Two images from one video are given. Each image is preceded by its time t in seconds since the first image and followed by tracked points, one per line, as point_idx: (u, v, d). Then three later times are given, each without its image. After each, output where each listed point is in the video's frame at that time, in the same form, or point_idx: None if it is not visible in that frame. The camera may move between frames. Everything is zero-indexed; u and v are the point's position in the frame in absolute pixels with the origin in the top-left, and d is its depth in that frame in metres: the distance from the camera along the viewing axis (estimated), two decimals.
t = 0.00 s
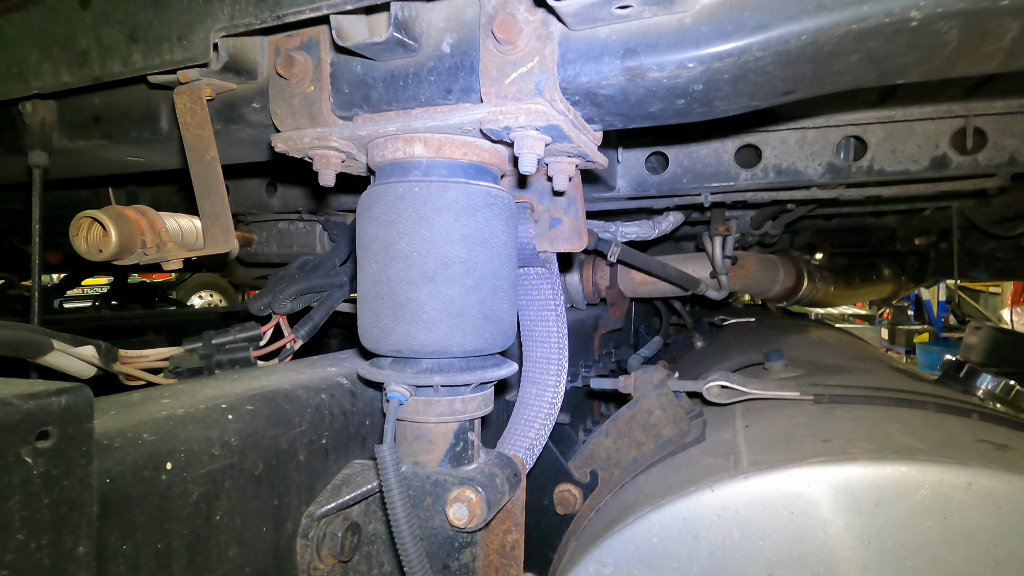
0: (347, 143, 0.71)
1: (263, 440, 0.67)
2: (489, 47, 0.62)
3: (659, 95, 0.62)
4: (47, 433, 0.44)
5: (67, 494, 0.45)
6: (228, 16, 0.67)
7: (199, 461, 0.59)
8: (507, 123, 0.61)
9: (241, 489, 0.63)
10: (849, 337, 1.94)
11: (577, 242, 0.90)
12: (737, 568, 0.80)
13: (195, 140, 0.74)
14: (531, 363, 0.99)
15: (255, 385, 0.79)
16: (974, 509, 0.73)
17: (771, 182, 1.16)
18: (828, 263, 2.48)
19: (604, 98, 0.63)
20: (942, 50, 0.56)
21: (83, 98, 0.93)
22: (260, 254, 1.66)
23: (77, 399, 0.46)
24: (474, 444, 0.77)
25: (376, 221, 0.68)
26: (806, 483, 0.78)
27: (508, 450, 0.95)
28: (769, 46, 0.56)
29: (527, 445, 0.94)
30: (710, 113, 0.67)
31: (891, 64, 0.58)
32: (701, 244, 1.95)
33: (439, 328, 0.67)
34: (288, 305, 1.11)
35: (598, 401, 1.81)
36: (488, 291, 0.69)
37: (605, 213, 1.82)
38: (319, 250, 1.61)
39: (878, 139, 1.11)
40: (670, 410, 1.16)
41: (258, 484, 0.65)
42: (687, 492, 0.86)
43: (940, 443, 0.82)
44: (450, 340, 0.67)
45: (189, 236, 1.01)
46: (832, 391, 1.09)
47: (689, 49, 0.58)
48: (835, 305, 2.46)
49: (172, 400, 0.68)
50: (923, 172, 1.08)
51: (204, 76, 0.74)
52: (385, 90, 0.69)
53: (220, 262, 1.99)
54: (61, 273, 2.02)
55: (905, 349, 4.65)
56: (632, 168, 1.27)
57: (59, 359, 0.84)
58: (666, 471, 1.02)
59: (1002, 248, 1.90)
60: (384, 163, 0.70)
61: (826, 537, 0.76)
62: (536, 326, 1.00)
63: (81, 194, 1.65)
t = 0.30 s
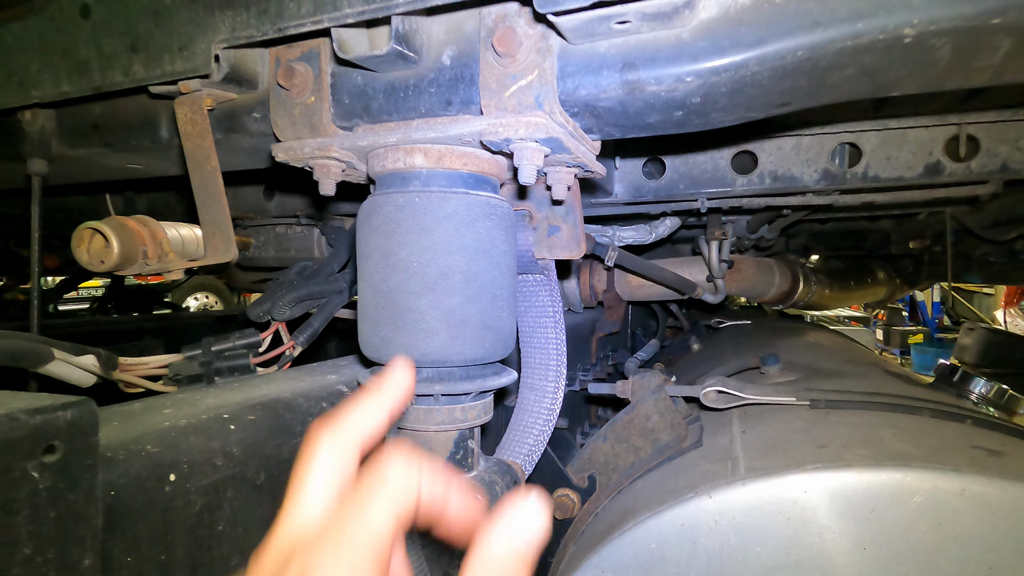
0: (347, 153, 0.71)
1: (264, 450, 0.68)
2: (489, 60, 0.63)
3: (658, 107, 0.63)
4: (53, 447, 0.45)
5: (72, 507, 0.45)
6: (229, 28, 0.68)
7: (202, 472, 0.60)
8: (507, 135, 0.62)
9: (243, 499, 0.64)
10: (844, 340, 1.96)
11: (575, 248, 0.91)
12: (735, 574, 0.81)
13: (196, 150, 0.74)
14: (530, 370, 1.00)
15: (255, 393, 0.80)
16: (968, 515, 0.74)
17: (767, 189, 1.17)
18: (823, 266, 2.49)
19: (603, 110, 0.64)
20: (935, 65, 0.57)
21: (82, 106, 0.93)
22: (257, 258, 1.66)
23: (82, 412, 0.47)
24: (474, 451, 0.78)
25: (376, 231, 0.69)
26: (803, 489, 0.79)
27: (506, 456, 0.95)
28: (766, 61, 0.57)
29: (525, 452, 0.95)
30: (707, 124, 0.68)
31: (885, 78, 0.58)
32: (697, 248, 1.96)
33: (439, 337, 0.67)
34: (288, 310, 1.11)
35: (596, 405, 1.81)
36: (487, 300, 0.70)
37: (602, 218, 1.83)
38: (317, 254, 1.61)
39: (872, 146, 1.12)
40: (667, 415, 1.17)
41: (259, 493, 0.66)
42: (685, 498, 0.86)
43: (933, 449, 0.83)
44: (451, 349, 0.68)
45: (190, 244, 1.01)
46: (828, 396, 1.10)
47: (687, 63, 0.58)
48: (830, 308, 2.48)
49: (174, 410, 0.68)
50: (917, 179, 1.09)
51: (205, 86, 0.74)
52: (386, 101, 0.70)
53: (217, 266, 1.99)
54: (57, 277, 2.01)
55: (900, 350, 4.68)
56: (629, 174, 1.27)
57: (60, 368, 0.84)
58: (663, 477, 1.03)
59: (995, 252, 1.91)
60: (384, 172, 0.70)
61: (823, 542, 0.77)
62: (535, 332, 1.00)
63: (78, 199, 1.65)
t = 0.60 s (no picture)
0: (352, 167, 0.72)
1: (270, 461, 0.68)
2: (493, 78, 0.64)
3: (658, 124, 0.64)
4: (66, 465, 0.45)
5: (84, 524, 0.46)
6: (236, 45, 0.68)
7: (209, 485, 0.60)
8: (511, 152, 0.62)
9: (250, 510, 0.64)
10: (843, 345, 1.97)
11: (577, 259, 0.92)
12: None
13: (203, 164, 0.75)
14: (532, 379, 1.00)
15: (260, 404, 0.80)
16: (964, 525, 0.75)
17: (766, 197, 1.18)
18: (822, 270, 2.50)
19: (604, 127, 0.65)
20: (931, 85, 0.58)
21: (88, 118, 0.93)
22: (259, 264, 1.67)
23: (94, 431, 0.47)
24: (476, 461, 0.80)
25: (381, 244, 0.70)
26: (801, 498, 0.80)
27: (509, 465, 0.96)
28: (765, 81, 0.58)
29: (527, 460, 0.96)
30: (707, 140, 0.69)
31: (882, 96, 0.59)
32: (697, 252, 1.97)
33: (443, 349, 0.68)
34: (290, 319, 1.12)
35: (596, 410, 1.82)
36: (490, 313, 0.71)
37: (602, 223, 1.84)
38: (319, 260, 1.64)
39: (871, 155, 1.14)
40: (667, 422, 1.18)
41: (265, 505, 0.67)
42: (685, 507, 0.87)
43: (931, 459, 0.84)
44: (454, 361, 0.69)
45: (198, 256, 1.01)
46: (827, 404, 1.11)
47: (688, 83, 0.59)
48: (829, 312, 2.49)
49: (181, 422, 0.69)
50: (915, 188, 1.10)
51: (212, 101, 0.75)
52: (390, 117, 0.71)
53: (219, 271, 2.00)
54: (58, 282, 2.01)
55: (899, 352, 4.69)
56: (629, 182, 1.29)
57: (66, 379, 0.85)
58: (664, 484, 1.04)
59: (993, 258, 1.93)
60: (388, 187, 0.71)
61: (822, 552, 0.78)
62: (536, 340, 1.01)
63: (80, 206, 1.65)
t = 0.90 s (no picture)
0: (349, 152, 0.70)
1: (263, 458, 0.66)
2: (496, 57, 0.62)
3: (668, 106, 0.61)
4: (44, 459, 0.43)
5: (64, 522, 0.43)
6: (228, 24, 0.66)
7: (200, 482, 0.58)
8: (514, 133, 0.60)
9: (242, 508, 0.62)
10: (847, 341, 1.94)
11: (580, 250, 0.89)
12: None
13: (193, 150, 0.72)
14: (534, 373, 0.98)
15: (254, 399, 0.77)
16: (982, 522, 0.72)
17: (772, 188, 1.15)
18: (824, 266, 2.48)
19: (611, 109, 0.62)
20: (955, 62, 0.55)
21: (77, 105, 0.91)
22: (255, 259, 1.64)
23: (75, 423, 0.45)
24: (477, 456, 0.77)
25: (379, 232, 0.67)
26: (812, 495, 0.77)
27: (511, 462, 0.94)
28: (782, 58, 0.55)
29: (530, 457, 0.94)
30: (718, 123, 0.66)
31: (902, 75, 0.57)
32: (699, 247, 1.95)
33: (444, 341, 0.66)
34: (287, 313, 1.09)
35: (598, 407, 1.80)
36: (493, 304, 0.68)
37: (604, 218, 1.82)
38: (316, 254, 1.59)
39: (879, 145, 1.11)
40: (672, 418, 1.16)
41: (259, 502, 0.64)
42: (693, 504, 0.85)
43: (946, 454, 0.81)
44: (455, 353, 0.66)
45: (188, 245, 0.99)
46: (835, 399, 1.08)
47: (701, 60, 0.57)
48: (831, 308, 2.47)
49: (171, 417, 0.66)
50: (925, 179, 1.08)
51: (202, 84, 0.72)
52: (388, 99, 0.68)
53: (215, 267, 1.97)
54: (52, 279, 1.98)
55: (899, 350, 4.68)
56: (633, 174, 1.26)
57: (53, 373, 0.82)
58: (669, 482, 1.01)
59: (999, 252, 1.91)
60: (386, 172, 0.69)
61: (834, 551, 0.76)
62: (539, 334, 0.98)
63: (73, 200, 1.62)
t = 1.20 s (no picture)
0: (357, 151, 0.71)
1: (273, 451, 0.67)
2: (503, 57, 0.62)
3: (672, 105, 0.63)
4: (65, 450, 0.44)
5: (84, 511, 0.44)
6: (238, 24, 0.67)
7: (212, 474, 0.59)
8: (521, 133, 0.61)
9: (253, 501, 0.62)
10: (846, 339, 1.96)
11: (583, 248, 0.91)
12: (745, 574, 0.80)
13: (203, 148, 0.73)
14: (537, 370, 0.98)
15: (263, 394, 0.78)
16: (980, 514, 0.73)
17: (772, 188, 1.17)
18: (823, 265, 2.49)
19: (615, 108, 0.63)
20: (953, 63, 0.56)
21: (86, 104, 0.92)
22: (258, 258, 1.65)
23: (93, 415, 0.46)
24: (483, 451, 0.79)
25: (387, 229, 0.68)
26: (812, 490, 0.79)
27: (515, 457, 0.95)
28: (784, 58, 0.57)
29: (533, 452, 0.95)
30: (721, 122, 0.67)
31: (902, 75, 0.58)
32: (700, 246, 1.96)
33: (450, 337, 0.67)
34: (292, 310, 1.10)
35: (598, 404, 1.81)
36: (499, 300, 0.69)
37: (605, 217, 1.83)
38: (319, 253, 1.59)
39: (878, 145, 1.12)
40: (674, 414, 1.16)
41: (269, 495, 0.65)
42: (695, 499, 0.86)
43: (945, 449, 0.83)
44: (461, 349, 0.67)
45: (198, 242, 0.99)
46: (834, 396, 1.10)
47: (704, 60, 0.58)
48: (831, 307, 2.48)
49: (182, 411, 0.67)
50: (924, 178, 1.09)
51: (212, 83, 0.73)
52: (396, 99, 0.69)
53: (217, 265, 1.98)
54: (56, 277, 1.99)
55: (898, 349, 4.69)
56: (634, 172, 1.26)
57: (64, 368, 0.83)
58: (671, 477, 1.03)
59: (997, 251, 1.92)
60: (394, 171, 0.70)
61: (834, 544, 0.77)
62: (541, 331, 0.99)
63: (77, 198, 1.63)
